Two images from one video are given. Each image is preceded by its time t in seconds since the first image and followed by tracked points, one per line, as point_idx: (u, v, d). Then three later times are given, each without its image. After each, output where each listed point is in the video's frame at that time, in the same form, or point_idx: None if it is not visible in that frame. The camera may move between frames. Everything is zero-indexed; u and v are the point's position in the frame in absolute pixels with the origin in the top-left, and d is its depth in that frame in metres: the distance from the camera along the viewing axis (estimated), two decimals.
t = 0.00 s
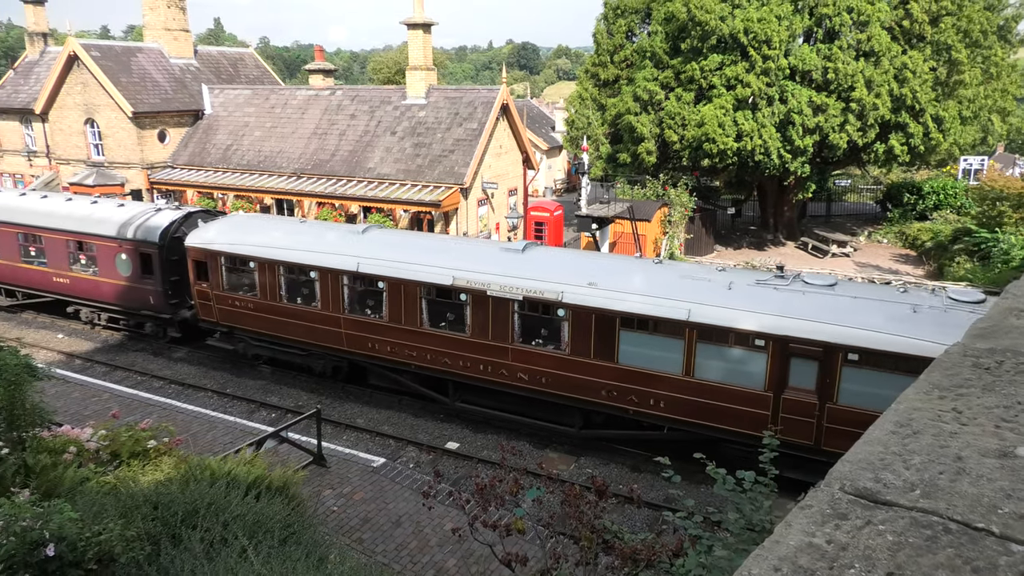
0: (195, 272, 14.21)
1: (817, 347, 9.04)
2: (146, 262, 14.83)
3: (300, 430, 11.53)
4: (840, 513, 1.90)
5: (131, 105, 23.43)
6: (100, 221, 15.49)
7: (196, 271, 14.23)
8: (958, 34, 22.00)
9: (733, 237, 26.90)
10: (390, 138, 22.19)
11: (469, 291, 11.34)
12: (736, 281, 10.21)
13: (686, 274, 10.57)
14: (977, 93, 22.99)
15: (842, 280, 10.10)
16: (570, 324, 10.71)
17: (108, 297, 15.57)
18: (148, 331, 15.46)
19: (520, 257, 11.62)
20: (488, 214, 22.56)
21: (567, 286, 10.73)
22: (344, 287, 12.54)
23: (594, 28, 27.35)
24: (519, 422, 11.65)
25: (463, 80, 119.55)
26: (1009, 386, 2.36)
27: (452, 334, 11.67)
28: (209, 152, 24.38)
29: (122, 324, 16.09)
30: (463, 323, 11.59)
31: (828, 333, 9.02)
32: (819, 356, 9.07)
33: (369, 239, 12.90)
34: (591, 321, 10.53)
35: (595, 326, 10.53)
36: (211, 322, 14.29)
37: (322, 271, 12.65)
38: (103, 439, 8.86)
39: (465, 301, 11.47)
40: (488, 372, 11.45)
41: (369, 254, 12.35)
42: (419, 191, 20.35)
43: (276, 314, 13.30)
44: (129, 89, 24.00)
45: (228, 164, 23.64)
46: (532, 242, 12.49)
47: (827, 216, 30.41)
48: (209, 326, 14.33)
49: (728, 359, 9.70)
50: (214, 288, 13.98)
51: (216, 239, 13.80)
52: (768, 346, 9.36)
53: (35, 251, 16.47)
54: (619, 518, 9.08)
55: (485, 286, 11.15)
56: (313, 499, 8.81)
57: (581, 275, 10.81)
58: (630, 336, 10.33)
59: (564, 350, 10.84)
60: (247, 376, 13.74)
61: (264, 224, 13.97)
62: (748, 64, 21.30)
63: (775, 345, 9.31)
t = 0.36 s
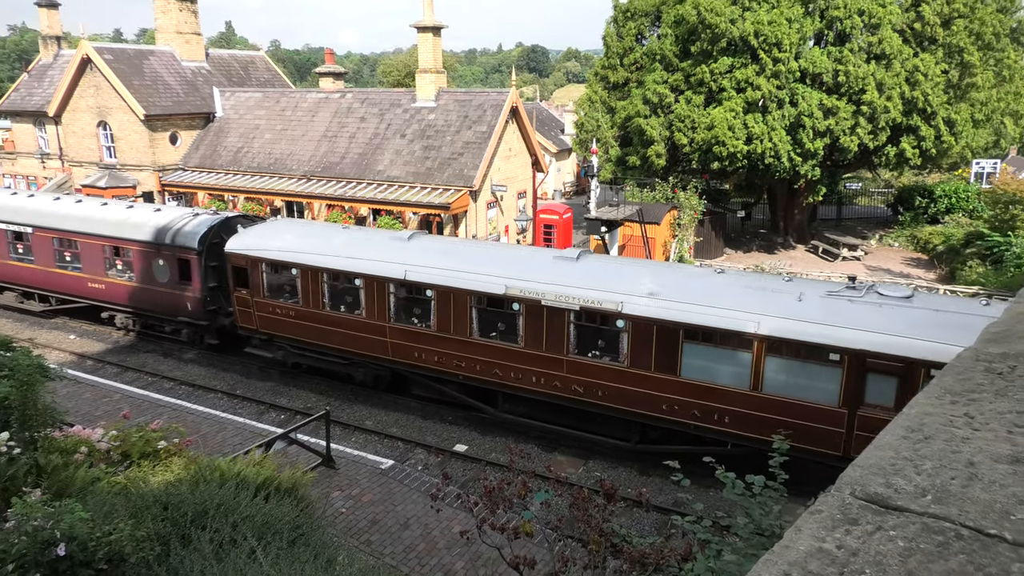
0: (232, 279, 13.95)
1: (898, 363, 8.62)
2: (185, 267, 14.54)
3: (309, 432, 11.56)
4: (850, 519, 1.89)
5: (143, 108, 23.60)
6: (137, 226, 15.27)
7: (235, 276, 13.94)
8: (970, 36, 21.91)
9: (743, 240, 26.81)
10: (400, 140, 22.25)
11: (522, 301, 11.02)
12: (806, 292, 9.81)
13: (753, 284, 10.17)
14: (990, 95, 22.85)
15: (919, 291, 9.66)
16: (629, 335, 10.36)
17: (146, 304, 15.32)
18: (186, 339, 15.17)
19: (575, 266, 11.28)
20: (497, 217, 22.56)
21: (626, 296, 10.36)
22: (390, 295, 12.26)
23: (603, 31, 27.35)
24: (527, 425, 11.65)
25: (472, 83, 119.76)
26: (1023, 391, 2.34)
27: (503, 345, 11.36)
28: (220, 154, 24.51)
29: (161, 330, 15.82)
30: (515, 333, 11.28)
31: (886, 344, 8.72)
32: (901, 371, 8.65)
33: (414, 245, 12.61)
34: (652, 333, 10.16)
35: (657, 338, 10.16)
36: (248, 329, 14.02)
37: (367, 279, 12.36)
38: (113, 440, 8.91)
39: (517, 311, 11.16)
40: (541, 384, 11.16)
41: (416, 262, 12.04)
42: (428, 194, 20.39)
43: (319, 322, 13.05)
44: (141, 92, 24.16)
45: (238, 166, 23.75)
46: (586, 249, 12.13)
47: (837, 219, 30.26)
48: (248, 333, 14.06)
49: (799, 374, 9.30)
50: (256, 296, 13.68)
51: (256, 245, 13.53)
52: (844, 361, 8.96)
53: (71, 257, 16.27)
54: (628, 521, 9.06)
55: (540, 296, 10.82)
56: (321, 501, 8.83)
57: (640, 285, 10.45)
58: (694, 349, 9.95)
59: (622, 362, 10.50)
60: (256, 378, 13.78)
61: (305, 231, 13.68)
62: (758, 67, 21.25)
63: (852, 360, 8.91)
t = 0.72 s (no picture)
0: (275, 288, 13.71)
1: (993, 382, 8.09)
2: (226, 274, 14.24)
3: (320, 434, 11.60)
4: (863, 526, 1.88)
5: (158, 112, 23.81)
6: (178, 232, 15.00)
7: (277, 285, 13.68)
8: (986, 40, 21.82)
9: (755, 244, 26.71)
10: (412, 144, 22.31)
11: (582, 313, 10.65)
12: (886, 307, 9.32)
13: (829, 298, 9.70)
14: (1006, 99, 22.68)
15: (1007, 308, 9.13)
16: (696, 350, 9.93)
17: (185, 311, 15.00)
18: (224, 347, 14.92)
19: (637, 276, 10.87)
20: (508, 221, 22.58)
21: (694, 309, 9.93)
22: (441, 305, 11.93)
23: (615, 35, 27.36)
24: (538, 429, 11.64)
25: (484, 87, 120.18)
26: None
27: (560, 358, 10.99)
28: (234, 158, 24.67)
29: (199, 338, 15.54)
30: (573, 345, 10.90)
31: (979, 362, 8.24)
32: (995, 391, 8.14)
33: (465, 254, 12.29)
34: (721, 347, 9.72)
35: (726, 352, 9.72)
36: (291, 339, 13.76)
37: (417, 289, 12.05)
38: (127, 441, 8.96)
39: (577, 322, 10.78)
40: (600, 399, 10.76)
41: (469, 271, 11.71)
42: (440, 198, 20.43)
43: (366, 332, 12.75)
44: (156, 96, 24.37)
45: (252, 170, 23.90)
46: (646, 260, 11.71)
47: (851, 224, 30.08)
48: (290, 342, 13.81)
49: (880, 392, 8.83)
50: (300, 304, 13.42)
51: (301, 252, 13.27)
52: (931, 379, 8.47)
53: (109, 263, 15.98)
54: (638, 527, 9.02)
55: (601, 307, 10.43)
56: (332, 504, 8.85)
57: (706, 297, 10.02)
58: (765, 364, 9.51)
59: (687, 378, 10.07)
60: (268, 380, 13.84)
61: (350, 239, 13.41)
62: (771, 71, 21.16)
63: (939, 378, 8.41)
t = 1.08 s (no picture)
0: (325, 296, 13.51)
1: None
2: (274, 283, 13.86)
3: (336, 437, 11.66)
4: (882, 535, 1.86)
5: (179, 116, 24.08)
6: (225, 239, 14.72)
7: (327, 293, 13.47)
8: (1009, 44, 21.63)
9: (774, 250, 26.53)
10: (429, 148, 22.40)
11: (650, 326, 10.26)
12: (982, 324, 8.78)
13: (918, 314, 9.19)
14: None
15: None
16: (774, 366, 9.47)
17: (232, 319, 14.69)
18: (271, 356, 14.53)
19: (708, 288, 10.44)
20: (525, 225, 22.58)
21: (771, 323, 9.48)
22: (499, 316, 11.61)
23: (633, 40, 27.31)
24: (553, 435, 11.61)
25: (501, 91, 120.51)
26: None
27: (626, 372, 10.60)
28: (253, 161, 24.89)
29: (245, 347, 15.20)
30: (640, 359, 10.51)
31: None
32: None
33: (523, 263, 11.94)
34: (801, 364, 9.27)
35: (806, 369, 9.27)
36: (340, 348, 13.56)
37: (474, 298, 11.73)
38: (146, 441, 9.05)
39: (645, 336, 10.39)
40: (667, 416, 10.35)
41: (529, 281, 11.35)
42: (457, 202, 20.48)
43: (420, 343, 12.47)
44: (177, 100, 24.66)
45: (271, 174, 24.11)
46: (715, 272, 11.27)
47: (870, 230, 29.80)
48: (340, 351, 13.59)
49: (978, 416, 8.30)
50: (351, 313, 13.16)
51: (353, 260, 13.04)
52: None
53: (153, 269, 15.71)
54: (654, 533, 8.97)
55: (671, 320, 10.02)
56: (348, 506, 8.88)
57: (783, 310, 9.57)
58: (849, 383, 9.04)
59: (763, 396, 9.62)
60: (285, 382, 13.93)
61: (402, 247, 13.14)
62: (790, 75, 21.03)
63: None
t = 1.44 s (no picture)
0: (378, 305, 13.23)
1: None
2: (325, 291, 13.63)
3: (354, 438, 11.72)
4: (906, 546, 1.83)
5: (202, 120, 24.37)
6: (274, 245, 14.49)
7: (380, 301, 13.20)
8: None
9: (795, 255, 26.31)
10: (449, 152, 22.49)
11: (726, 341, 9.79)
12: None
13: None
14: None
15: None
16: (862, 386, 8.96)
17: (280, 327, 14.46)
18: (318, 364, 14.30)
19: (788, 302, 9.95)
20: (544, 229, 22.57)
21: (860, 341, 8.96)
22: (563, 328, 11.26)
23: (653, 44, 27.24)
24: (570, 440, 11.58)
25: (521, 95, 120.83)
26: None
27: (699, 389, 10.16)
28: (275, 165, 25.13)
29: (292, 356, 14.93)
30: (715, 376, 10.05)
31: None
32: None
33: (588, 273, 11.55)
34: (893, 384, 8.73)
35: (897, 390, 8.74)
36: (393, 359, 13.28)
37: (537, 310, 11.38)
38: (167, 441, 9.14)
39: (720, 352, 9.92)
40: (743, 436, 9.88)
41: (596, 292, 10.96)
42: (476, 206, 20.52)
43: (478, 354, 12.15)
44: (201, 104, 24.98)
45: (292, 177, 24.32)
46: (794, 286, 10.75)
47: (893, 236, 29.43)
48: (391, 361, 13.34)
49: None
50: (405, 323, 12.89)
51: (409, 268, 12.75)
52: None
53: (200, 276, 15.51)
54: (672, 540, 8.90)
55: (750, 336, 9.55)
56: (365, 508, 8.90)
57: (875, 327, 9.05)
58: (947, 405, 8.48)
59: (850, 417, 9.11)
60: (304, 384, 14.02)
61: (457, 255, 12.84)
62: (812, 79, 20.85)
63: None
